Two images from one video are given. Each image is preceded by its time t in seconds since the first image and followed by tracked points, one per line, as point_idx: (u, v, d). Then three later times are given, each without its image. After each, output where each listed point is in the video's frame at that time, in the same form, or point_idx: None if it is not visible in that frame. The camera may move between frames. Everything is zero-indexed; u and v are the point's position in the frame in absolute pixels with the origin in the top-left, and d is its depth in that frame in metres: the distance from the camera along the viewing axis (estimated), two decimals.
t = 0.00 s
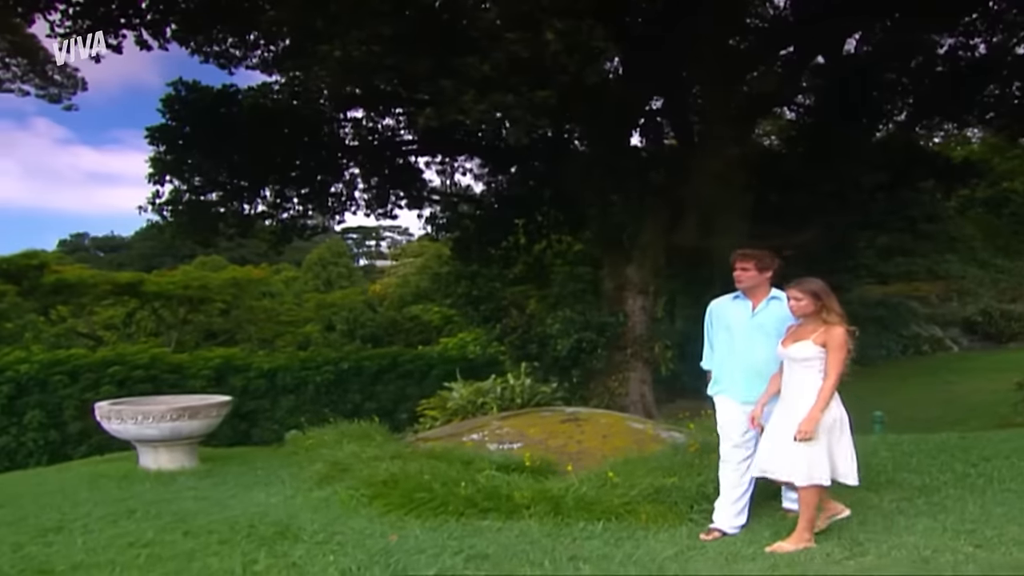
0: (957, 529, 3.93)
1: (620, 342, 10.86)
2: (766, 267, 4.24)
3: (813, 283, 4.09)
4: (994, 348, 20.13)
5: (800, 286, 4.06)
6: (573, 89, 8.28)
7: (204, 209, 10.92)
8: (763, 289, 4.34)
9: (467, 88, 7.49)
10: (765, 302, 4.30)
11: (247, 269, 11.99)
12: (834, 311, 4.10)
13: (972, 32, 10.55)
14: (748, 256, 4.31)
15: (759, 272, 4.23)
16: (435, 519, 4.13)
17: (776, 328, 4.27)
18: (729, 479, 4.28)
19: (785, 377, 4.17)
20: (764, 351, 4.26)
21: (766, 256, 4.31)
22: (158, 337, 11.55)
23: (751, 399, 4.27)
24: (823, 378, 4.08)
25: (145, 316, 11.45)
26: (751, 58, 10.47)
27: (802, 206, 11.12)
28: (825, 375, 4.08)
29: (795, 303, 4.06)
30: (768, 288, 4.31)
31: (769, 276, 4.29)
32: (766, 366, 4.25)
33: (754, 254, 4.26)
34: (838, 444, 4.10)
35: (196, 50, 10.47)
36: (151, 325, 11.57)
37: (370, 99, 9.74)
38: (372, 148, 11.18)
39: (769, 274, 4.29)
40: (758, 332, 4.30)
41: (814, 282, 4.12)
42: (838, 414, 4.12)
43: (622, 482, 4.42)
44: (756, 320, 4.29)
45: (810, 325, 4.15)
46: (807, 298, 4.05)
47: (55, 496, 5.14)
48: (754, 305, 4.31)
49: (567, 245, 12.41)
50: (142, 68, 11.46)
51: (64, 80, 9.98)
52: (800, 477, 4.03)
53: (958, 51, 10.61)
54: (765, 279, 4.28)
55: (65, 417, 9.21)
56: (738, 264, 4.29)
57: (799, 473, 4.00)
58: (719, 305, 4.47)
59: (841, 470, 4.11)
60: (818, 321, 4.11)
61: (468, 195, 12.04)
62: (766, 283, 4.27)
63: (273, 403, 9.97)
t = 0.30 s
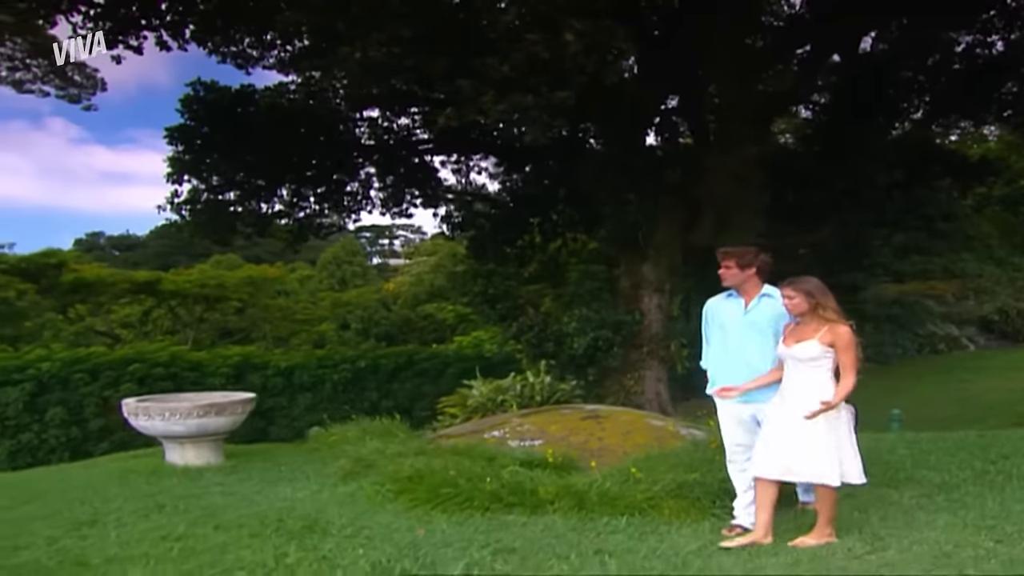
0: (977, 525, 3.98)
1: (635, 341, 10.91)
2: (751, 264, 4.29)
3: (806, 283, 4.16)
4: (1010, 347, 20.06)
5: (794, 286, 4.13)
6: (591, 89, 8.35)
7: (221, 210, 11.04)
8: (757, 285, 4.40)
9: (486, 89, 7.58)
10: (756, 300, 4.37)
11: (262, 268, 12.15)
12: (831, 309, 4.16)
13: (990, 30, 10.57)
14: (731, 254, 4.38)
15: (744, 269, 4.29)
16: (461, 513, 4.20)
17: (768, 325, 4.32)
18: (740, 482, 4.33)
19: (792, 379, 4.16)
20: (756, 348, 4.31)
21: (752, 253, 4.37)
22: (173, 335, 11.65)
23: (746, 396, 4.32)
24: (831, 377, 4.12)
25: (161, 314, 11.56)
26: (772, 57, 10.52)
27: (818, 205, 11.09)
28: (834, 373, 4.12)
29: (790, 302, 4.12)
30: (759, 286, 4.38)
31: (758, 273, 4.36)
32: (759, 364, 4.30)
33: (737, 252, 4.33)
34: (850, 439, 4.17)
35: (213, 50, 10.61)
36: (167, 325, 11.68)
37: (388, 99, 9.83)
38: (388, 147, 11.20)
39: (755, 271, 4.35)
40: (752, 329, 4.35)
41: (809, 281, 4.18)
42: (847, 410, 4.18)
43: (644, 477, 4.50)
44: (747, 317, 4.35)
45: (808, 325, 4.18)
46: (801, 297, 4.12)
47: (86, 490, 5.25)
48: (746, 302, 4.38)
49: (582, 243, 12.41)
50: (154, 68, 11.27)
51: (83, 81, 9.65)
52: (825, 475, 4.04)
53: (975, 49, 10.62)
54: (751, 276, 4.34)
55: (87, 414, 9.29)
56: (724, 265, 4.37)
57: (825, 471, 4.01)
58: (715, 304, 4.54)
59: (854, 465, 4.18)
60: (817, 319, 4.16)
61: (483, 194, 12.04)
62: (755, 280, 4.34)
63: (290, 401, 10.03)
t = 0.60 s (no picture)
0: (1010, 522, 4.00)
1: (660, 339, 10.93)
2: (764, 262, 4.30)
3: (806, 283, 4.05)
4: None
5: (793, 286, 4.03)
6: (618, 88, 8.40)
7: (247, 209, 11.15)
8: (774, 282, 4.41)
9: (515, 90, 7.64)
10: (773, 298, 4.38)
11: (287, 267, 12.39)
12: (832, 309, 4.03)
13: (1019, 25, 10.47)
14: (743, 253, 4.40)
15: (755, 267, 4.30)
16: (495, 508, 4.27)
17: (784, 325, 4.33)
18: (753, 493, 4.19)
19: (792, 382, 4.05)
20: (772, 349, 4.33)
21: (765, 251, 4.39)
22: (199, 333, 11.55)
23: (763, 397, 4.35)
24: (833, 379, 4.00)
25: (186, 312, 11.54)
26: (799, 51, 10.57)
27: (843, 202, 11.04)
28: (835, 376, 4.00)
29: (788, 303, 4.02)
30: (776, 284, 4.38)
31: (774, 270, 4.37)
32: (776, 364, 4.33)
33: (749, 250, 4.34)
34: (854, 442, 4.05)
35: (239, 51, 10.71)
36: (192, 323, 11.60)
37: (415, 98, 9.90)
38: (411, 146, 11.35)
39: (770, 269, 4.35)
40: (769, 328, 4.37)
41: (810, 283, 4.07)
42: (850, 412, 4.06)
43: (676, 473, 4.55)
44: (763, 316, 4.36)
45: (809, 325, 4.06)
46: (800, 298, 4.00)
47: (126, 484, 5.36)
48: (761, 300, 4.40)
49: (606, 242, 12.40)
50: (179, 68, 11.46)
51: (111, 83, 10.12)
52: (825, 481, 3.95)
53: (1004, 45, 10.55)
54: (767, 275, 4.35)
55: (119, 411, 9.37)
56: (737, 263, 4.39)
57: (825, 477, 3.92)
58: (734, 303, 4.56)
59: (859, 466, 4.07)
60: (817, 320, 4.03)
61: (506, 192, 12.06)
62: (771, 278, 4.35)
63: (316, 399, 10.10)
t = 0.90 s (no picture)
0: None
1: (689, 336, 10.95)
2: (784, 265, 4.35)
3: (810, 282, 3.89)
4: None
5: (796, 284, 3.89)
6: (650, 87, 8.43)
7: (277, 208, 11.22)
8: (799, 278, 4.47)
9: (548, 89, 7.68)
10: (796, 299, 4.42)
11: (315, 266, 12.61)
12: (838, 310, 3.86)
13: None
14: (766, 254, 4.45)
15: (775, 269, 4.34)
16: (533, 503, 4.35)
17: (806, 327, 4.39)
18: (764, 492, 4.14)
19: (790, 380, 3.93)
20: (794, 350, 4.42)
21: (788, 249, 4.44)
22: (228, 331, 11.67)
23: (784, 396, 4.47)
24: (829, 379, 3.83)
25: (216, 310, 11.70)
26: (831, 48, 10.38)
27: (874, 201, 11.09)
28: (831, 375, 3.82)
29: (789, 301, 3.89)
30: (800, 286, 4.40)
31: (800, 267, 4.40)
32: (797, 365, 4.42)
33: (772, 252, 4.38)
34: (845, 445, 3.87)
35: (269, 51, 10.88)
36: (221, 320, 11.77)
37: (446, 97, 10.00)
38: (440, 144, 11.46)
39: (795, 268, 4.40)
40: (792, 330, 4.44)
41: (817, 280, 3.91)
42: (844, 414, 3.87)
43: (712, 470, 4.59)
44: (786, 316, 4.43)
45: (812, 324, 3.90)
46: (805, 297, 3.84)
47: (168, 478, 5.46)
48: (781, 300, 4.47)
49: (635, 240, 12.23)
50: (204, 68, 11.71)
51: (144, 84, 10.37)
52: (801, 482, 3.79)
53: None
54: (789, 275, 4.37)
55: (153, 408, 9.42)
56: (760, 263, 4.44)
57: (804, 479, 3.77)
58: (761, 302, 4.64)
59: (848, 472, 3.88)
60: (820, 320, 3.86)
61: (534, 190, 12.13)
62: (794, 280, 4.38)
63: (346, 395, 10.17)
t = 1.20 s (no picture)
0: None
1: (717, 335, 10.98)
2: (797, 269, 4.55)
3: (822, 279, 3.96)
4: None
5: (807, 281, 3.96)
6: (680, 87, 8.47)
7: (305, 207, 11.29)
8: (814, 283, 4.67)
9: (578, 89, 7.75)
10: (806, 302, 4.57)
11: (343, 264, 12.66)
12: (847, 309, 3.93)
13: None
14: (780, 258, 4.65)
15: (787, 271, 4.53)
16: (569, 499, 4.43)
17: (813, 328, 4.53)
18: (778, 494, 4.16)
19: (800, 377, 4.01)
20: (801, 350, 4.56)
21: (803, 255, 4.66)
22: (256, 329, 11.84)
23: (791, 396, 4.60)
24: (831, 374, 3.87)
25: (243, 308, 11.83)
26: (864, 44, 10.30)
27: (902, 198, 10.98)
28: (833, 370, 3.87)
29: (801, 298, 3.96)
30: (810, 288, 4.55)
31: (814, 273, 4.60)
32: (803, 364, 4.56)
33: (784, 256, 4.58)
34: (844, 444, 3.87)
35: (297, 51, 11.01)
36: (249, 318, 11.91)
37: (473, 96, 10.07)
38: (467, 143, 11.56)
39: (809, 271, 4.60)
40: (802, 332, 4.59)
41: (829, 279, 3.98)
42: (846, 413, 3.88)
43: (746, 466, 4.63)
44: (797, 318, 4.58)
45: (820, 322, 3.98)
46: (813, 293, 3.92)
47: (208, 473, 5.56)
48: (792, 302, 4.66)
49: (660, 238, 12.06)
50: (233, 69, 11.63)
51: (175, 85, 10.81)
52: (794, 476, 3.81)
53: None
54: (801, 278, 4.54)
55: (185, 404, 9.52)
56: (773, 268, 4.64)
57: (799, 472, 3.78)
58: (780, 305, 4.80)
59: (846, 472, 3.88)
60: (827, 317, 3.93)
61: (561, 190, 11.98)
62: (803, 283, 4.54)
63: (375, 392, 10.25)
